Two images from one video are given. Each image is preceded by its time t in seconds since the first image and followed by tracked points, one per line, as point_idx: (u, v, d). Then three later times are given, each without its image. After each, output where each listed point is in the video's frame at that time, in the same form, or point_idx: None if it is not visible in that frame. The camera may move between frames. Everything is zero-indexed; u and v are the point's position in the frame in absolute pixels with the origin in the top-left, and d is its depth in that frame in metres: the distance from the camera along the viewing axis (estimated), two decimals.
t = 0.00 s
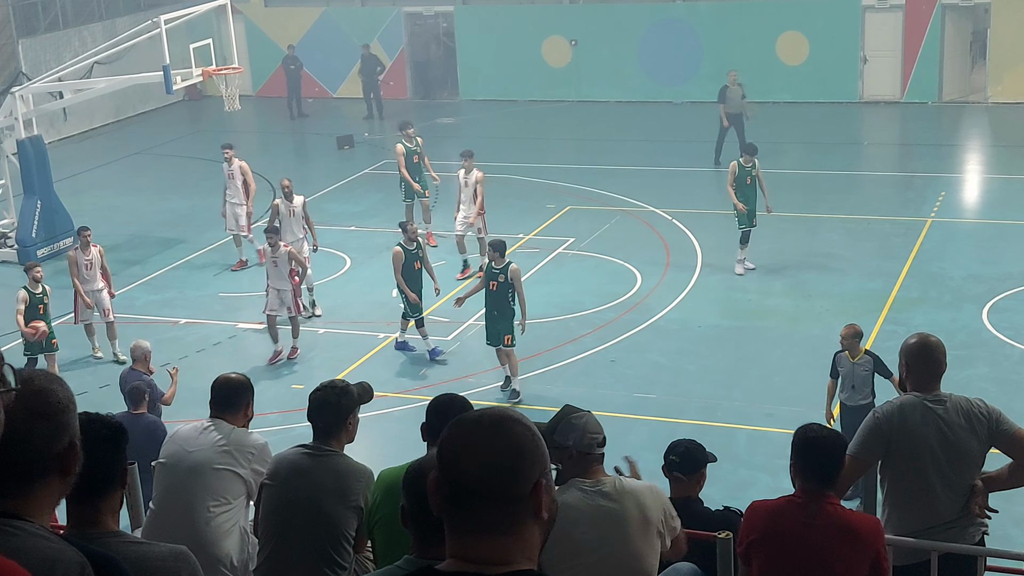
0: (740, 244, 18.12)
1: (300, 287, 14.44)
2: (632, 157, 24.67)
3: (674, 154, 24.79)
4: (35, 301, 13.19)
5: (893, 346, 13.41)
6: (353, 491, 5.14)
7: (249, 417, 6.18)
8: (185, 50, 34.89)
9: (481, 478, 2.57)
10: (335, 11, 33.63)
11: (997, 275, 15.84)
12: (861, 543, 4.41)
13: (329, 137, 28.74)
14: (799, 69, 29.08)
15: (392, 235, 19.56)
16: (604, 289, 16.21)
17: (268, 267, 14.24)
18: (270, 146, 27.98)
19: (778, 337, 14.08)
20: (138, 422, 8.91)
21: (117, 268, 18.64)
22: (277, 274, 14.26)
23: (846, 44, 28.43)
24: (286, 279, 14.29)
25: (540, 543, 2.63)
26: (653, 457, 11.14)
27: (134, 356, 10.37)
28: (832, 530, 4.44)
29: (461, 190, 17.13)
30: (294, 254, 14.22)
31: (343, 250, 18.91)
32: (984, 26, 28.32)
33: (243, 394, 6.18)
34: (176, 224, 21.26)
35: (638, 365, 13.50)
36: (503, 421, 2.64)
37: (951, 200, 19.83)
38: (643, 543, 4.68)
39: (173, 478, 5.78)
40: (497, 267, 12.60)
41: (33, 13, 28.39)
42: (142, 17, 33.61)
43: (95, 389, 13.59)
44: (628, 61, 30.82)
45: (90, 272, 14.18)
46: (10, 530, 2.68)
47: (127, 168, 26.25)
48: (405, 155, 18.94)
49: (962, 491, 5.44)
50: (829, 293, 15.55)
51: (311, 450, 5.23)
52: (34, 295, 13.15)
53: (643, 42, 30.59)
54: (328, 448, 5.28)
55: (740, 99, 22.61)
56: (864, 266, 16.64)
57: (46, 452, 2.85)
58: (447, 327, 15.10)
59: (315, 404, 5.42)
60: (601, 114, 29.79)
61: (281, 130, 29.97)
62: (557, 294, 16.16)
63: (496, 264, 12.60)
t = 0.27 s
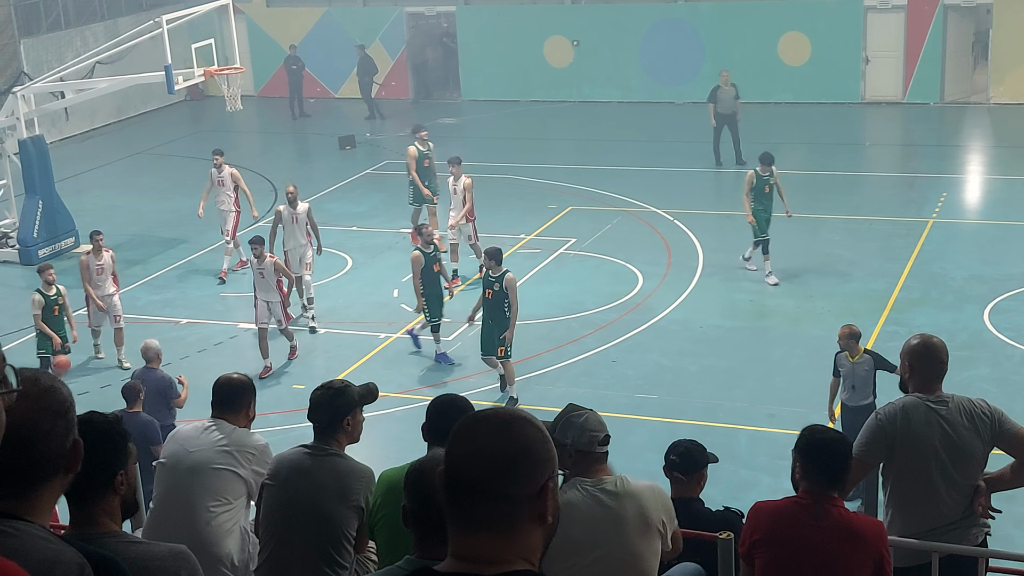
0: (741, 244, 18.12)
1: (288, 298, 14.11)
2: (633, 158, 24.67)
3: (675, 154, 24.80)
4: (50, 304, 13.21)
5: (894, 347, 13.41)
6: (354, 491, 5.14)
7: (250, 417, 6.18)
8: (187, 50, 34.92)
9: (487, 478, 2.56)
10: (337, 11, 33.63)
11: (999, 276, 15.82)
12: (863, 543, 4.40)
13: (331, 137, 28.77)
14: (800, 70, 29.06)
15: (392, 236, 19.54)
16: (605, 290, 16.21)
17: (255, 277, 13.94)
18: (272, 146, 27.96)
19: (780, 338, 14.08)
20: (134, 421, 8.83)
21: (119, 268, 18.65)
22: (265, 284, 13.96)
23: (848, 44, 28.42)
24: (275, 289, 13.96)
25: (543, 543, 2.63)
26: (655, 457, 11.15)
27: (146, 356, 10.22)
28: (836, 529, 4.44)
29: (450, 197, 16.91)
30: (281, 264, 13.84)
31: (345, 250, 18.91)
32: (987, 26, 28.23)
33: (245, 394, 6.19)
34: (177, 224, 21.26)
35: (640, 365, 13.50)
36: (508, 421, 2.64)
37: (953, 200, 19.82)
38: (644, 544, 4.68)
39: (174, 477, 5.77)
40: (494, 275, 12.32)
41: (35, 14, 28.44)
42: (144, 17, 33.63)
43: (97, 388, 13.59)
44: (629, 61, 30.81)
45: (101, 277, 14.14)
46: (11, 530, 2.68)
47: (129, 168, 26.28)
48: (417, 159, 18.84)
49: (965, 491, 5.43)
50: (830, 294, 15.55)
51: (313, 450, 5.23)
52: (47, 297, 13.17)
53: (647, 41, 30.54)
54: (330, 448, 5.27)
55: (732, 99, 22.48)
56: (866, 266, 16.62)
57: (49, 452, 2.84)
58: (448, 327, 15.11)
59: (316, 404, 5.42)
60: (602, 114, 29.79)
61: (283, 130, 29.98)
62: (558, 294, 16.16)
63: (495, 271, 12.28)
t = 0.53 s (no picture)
0: (741, 248, 18.11)
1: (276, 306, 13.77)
2: (633, 161, 24.69)
3: (674, 157, 24.82)
4: (60, 316, 12.97)
5: (894, 351, 13.40)
6: (354, 494, 5.13)
7: (250, 420, 6.18)
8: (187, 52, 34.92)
9: (489, 480, 2.56)
10: (337, 13, 33.65)
11: (999, 280, 15.81)
12: (865, 547, 4.40)
13: (331, 140, 28.80)
14: (800, 73, 29.09)
15: (393, 239, 19.53)
16: (605, 293, 16.21)
17: (243, 284, 13.75)
18: (272, 149, 27.97)
19: (779, 341, 14.07)
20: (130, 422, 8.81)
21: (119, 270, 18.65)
22: (252, 290, 13.73)
23: (848, 48, 28.43)
24: (262, 296, 13.71)
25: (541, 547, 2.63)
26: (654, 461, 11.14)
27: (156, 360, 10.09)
28: (837, 533, 4.44)
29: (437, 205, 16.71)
30: (269, 268, 13.65)
31: (344, 253, 18.91)
32: (987, 29, 28.26)
33: (245, 396, 6.18)
34: (177, 227, 21.26)
35: (639, 369, 13.49)
36: (510, 424, 2.64)
37: (953, 204, 19.82)
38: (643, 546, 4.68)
39: (173, 479, 5.77)
40: (482, 283, 12.17)
41: (35, 16, 28.48)
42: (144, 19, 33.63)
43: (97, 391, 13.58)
44: (630, 64, 30.82)
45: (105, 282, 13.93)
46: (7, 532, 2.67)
47: (129, 171, 26.31)
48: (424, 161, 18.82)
49: (965, 495, 5.42)
50: (830, 297, 15.54)
51: (312, 452, 5.22)
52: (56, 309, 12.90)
53: (647, 43, 30.53)
54: (329, 451, 5.26)
55: (730, 102, 22.46)
56: (867, 270, 16.62)
57: (46, 454, 2.83)
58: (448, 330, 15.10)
59: (316, 407, 5.41)
60: (602, 117, 29.81)
61: (283, 133, 30.00)
62: (557, 298, 16.16)
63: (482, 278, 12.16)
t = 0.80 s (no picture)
0: (740, 250, 18.13)
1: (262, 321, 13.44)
2: (632, 163, 24.72)
3: (673, 160, 24.84)
4: (74, 319, 12.77)
5: (892, 353, 13.41)
6: (352, 496, 5.13)
7: (250, 423, 6.17)
8: (185, 54, 34.92)
9: (487, 484, 2.56)
10: (336, 15, 33.67)
11: (997, 282, 15.82)
12: (863, 550, 4.41)
13: (330, 142, 28.83)
14: (799, 75, 29.11)
15: (392, 241, 19.54)
16: (604, 295, 16.22)
17: (231, 299, 13.43)
18: (271, 151, 27.95)
19: (778, 344, 14.08)
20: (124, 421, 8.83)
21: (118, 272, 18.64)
22: (241, 305, 13.38)
23: (846, 50, 28.46)
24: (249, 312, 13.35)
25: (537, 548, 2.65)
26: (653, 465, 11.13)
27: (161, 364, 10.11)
28: (836, 537, 4.44)
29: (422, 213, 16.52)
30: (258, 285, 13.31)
31: (343, 255, 18.93)
32: (984, 32, 28.31)
33: (247, 400, 6.18)
34: (176, 229, 21.26)
35: (638, 371, 13.49)
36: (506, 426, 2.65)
37: (951, 207, 19.84)
38: (644, 548, 4.68)
39: (174, 480, 5.77)
40: (462, 290, 12.21)
41: (35, 18, 28.50)
42: (142, 21, 33.69)
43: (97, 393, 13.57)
44: (628, 66, 30.84)
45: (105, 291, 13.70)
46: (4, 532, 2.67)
47: (127, 173, 26.31)
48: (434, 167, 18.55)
49: (962, 498, 5.43)
50: (829, 300, 15.55)
51: (312, 454, 5.22)
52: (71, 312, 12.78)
53: (646, 46, 30.55)
54: (328, 454, 5.26)
55: (727, 104, 22.45)
56: (866, 273, 16.62)
57: (43, 456, 2.83)
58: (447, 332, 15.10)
59: (315, 409, 5.41)
60: (601, 119, 29.83)
61: (281, 135, 30.01)
62: (556, 300, 16.17)
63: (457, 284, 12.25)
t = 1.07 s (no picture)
0: (740, 252, 18.12)
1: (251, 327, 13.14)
2: (631, 164, 24.72)
3: (673, 161, 24.84)
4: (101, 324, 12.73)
5: (892, 355, 13.41)
6: (351, 497, 5.12)
7: (250, 425, 6.16)
8: (185, 55, 34.92)
9: (481, 488, 2.56)
10: (336, 17, 33.69)
11: (996, 284, 15.82)
12: (860, 553, 4.40)
13: (330, 143, 28.84)
14: (798, 77, 29.11)
15: (391, 242, 19.53)
16: (604, 297, 16.22)
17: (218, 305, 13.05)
18: (271, 153, 27.94)
19: (778, 345, 14.07)
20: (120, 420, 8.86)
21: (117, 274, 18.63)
22: (228, 313, 13.06)
23: (846, 51, 28.49)
24: (237, 318, 13.07)
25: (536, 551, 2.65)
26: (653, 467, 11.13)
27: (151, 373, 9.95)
28: (834, 539, 4.43)
29: (410, 217, 16.11)
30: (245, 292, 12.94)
31: (342, 256, 18.92)
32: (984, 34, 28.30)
33: (247, 402, 6.16)
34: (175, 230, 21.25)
35: (638, 372, 13.48)
36: (501, 429, 2.65)
37: (951, 208, 19.84)
38: (644, 551, 4.67)
39: (173, 482, 5.77)
40: (451, 294, 12.15)
41: (34, 19, 28.51)
42: (142, 22, 33.69)
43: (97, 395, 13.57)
44: (628, 68, 30.85)
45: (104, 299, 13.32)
46: None
47: (127, 174, 26.30)
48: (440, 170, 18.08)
49: (961, 500, 5.43)
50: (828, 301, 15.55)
51: (311, 456, 5.21)
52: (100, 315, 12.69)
53: (646, 48, 30.56)
54: (327, 456, 5.25)
55: (727, 106, 22.42)
56: (865, 274, 16.62)
57: (38, 458, 2.82)
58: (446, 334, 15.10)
59: (315, 411, 5.40)
60: (600, 121, 29.85)
61: (281, 136, 30.01)
62: (555, 301, 16.17)
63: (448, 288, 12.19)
